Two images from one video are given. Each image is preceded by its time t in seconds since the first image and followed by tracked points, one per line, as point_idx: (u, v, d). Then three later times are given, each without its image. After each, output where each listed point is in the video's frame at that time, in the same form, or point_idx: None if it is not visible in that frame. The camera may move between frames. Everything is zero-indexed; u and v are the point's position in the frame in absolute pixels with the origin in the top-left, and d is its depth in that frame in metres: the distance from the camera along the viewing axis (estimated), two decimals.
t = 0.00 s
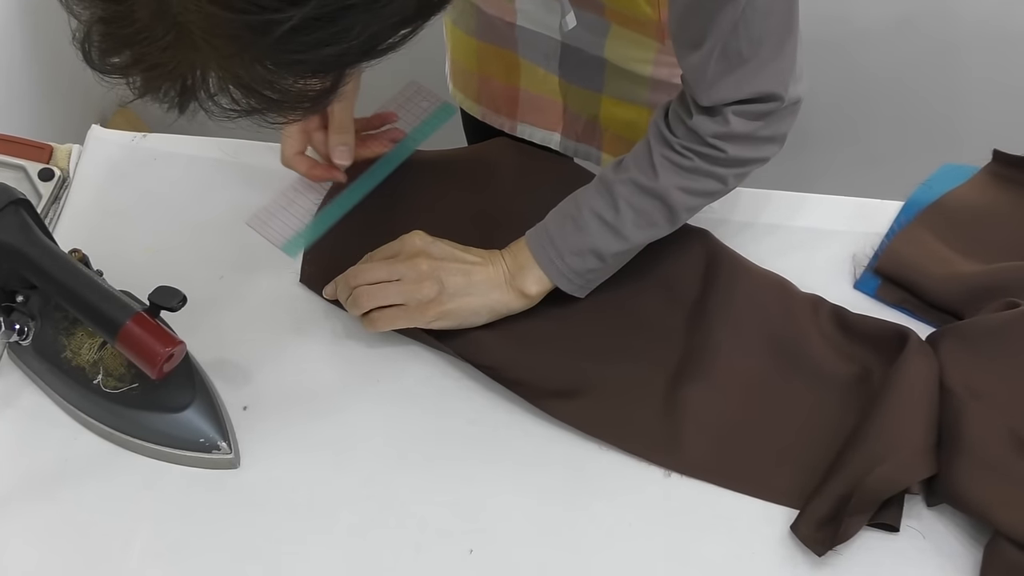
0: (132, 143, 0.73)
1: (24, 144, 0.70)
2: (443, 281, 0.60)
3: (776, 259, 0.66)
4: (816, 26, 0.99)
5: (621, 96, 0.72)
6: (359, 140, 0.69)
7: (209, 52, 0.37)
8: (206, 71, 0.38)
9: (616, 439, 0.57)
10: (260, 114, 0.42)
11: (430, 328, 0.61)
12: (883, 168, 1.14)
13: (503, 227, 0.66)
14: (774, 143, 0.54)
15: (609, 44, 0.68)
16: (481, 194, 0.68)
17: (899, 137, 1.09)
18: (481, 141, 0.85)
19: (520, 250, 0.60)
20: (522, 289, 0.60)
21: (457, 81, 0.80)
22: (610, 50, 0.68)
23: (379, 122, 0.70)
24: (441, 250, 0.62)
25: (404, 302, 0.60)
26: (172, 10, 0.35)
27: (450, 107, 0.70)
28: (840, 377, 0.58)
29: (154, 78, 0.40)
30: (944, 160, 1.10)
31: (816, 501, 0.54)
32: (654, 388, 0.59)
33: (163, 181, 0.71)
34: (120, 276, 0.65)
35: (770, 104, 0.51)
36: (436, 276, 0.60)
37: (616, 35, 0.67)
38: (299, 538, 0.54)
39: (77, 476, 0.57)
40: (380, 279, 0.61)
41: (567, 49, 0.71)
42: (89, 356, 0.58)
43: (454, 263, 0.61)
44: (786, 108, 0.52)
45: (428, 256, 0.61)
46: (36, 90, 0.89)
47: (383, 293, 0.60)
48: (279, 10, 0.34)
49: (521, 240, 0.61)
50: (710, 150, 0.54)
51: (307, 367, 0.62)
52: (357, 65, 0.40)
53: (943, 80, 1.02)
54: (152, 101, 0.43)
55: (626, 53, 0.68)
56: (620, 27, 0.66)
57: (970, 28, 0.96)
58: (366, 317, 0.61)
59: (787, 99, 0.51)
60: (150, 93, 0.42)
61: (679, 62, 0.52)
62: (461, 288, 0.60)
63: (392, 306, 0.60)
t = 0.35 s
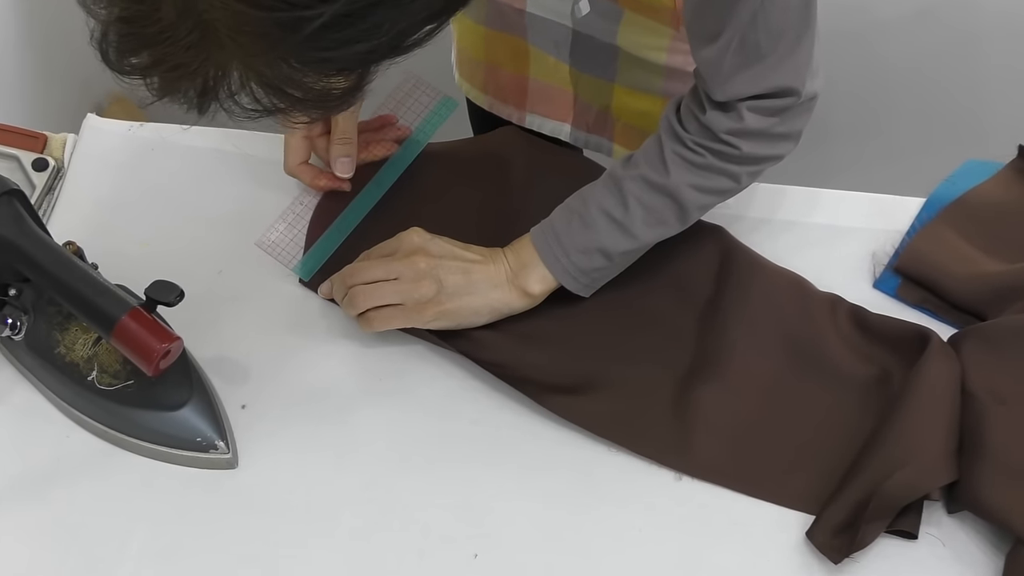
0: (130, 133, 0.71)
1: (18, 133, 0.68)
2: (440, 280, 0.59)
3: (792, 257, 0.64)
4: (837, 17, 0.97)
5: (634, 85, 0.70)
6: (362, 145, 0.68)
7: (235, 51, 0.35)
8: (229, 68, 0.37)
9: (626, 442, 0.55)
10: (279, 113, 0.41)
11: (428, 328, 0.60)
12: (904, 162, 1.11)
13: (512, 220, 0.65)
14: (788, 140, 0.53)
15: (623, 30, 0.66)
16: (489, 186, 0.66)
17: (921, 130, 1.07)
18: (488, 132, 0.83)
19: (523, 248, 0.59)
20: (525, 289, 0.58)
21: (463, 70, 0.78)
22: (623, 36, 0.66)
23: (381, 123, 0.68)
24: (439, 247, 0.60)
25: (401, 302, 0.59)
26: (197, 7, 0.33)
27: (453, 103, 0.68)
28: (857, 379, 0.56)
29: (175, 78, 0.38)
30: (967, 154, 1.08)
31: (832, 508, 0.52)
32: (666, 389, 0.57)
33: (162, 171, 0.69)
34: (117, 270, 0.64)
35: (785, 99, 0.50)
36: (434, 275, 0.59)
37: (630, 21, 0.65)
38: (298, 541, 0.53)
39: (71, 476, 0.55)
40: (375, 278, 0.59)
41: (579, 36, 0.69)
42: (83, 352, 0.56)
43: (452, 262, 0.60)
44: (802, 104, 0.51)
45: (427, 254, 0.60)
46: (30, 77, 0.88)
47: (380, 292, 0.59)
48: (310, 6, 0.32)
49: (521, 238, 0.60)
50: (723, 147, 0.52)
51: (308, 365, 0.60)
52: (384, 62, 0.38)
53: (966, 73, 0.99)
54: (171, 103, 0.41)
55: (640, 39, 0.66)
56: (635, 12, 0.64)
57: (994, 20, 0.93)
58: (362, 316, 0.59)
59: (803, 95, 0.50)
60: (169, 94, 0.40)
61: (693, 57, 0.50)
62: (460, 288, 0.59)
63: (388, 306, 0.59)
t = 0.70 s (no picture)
0: (130, 118, 0.69)
1: (14, 116, 0.67)
2: (446, 275, 0.57)
3: (811, 251, 0.62)
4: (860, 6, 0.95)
5: (648, 74, 0.68)
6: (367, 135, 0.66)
7: (245, 48, 0.34)
8: (238, 65, 0.35)
9: (638, 441, 0.54)
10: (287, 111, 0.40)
11: (433, 323, 0.58)
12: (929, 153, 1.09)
13: (522, 211, 0.63)
14: (810, 133, 0.51)
15: (637, 16, 0.64)
16: (499, 175, 0.65)
17: (947, 121, 1.05)
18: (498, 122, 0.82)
19: (533, 242, 0.57)
20: (535, 284, 0.56)
21: (473, 57, 0.77)
22: (638, 23, 0.65)
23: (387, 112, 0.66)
24: (443, 241, 0.59)
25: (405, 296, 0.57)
26: (206, 3, 0.32)
27: (460, 88, 0.67)
28: (878, 378, 0.54)
29: (182, 76, 0.37)
30: (993, 147, 1.06)
31: (851, 511, 0.50)
32: (680, 387, 0.55)
33: (163, 158, 0.68)
34: (117, 259, 0.62)
35: (807, 91, 0.48)
36: (439, 270, 0.57)
37: (645, 7, 0.63)
38: (299, 540, 0.51)
39: (67, 471, 0.54)
40: (379, 272, 0.58)
41: (593, 23, 0.67)
42: (80, 343, 0.54)
43: (456, 256, 0.58)
44: (825, 96, 0.48)
45: (432, 247, 0.58)
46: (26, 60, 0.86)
47: (385, 287, 0.57)
48: (321, 3, 0.32)
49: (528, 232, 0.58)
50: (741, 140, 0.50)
51: (311, 359, 0.58)
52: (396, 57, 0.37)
53: (993, 65, 0.97)
54: (178, 100, 0.40)
55: (655, 26, 0.64)
56: None
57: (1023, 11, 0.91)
58: (365, 311, 0.58)
59: (825, 87, 0.48)
60: (175, 91, 0.39)
61: (712, 48, 0.48)
62: (466, 283, 0.57)
63: (392, 299, 0.57)
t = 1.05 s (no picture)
0: (129, 108, 0.68)
1: (11, 106, 0.65)
2: (452, 274, 0.56)
3: (832, 251, 0.60)
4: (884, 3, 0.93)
5: (664, 68, 0.66)
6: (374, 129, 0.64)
7: (244, 45, 0.33)
8: (238, 62, 0.34)
9: (650, 447, 0.52)
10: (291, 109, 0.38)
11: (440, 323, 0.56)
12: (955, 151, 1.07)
13: (533, 208, 0.61)
14: (832, 132, 0.48)
15: (651, 9, 0.63)
16: (509, 170, 0.63)
17: (975, 119, 1.02)
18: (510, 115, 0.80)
19: (544, 240, 0.55)
20: (545, 283, 0.55)
21: (483, 48, 0.75)
22: (652, 16, 0.63)
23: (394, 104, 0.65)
24: (450, 239, 0.57)
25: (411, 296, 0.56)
26: None
27: (468, 79, 0.65)
28: (900, 384, 0.52)
29: (181, 72, 0.35)
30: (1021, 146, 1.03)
31: (870, 522, 0.49)
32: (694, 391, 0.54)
33: (164, 150, 0.66)
34: (116, 255, 0.61)
35: (827, 89, 0.45)
36: (445, 270, 0.56)
37: None
38: (299, 546, 0.50)
39: (61, 472, 0.52)
40: (384, 272, 0.56)
41: (605, 16, 0.65)
42: (76, 341, 0.53)
43: (464, 254, 0.56)
44: (846, 93, 0.46)
45: (438, 246, 0.57)
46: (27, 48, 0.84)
47: (389, 288, 0.55)
48: None
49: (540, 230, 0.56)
50: (758, 139, 0.48)
51: (314, 358, 0.57)
52: (401, 54, 0.36)
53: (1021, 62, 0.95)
54: (177, 97, 0.38)
55: (670, 18, 0.62)
56: None
57: None
58: (369, 310, 0.56)
59: (847, 84, 0.45)
60: (174, 88, 0.37)
61: (729, 42, 0.46)
62: (474, 283, 0.55)
63: (398, 299, 0.56)
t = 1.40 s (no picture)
0: (132, 99, 0.66)
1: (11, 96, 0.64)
2: (462, 274, 0.54)
3: (856, 253, 0.59)
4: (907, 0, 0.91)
5: (680, 61, 0.65)
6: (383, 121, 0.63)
7: (245, 38, 0.31)
8: (239, 54, 0.32)
9: (665, 453, 0.50)
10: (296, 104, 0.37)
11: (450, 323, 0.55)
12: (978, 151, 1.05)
13: (546, 205, 0.60)
14: (856, 130, 0.47)
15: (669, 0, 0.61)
16: (522, 165, 0.61)
17: (998, 118, 1.00)
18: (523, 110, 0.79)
19: (557, 238, 0.54)
20: (558, 284, 0.53)
21: (496, 39, 0.74)
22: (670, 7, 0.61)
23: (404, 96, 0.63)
24: (461, 237, 0.55)
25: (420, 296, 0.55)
26: None
27: (480, 70, 0.63)
28: (924, 391, 0.50)
29: (181, 65, 0.34)
30: None
31: (891, 533, 0.47)
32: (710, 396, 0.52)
33: (167, 142, 0.65)
34: (119, 250, 0.60)
35: (851, 86, 0.44)
36: (455, 269, 0.54)
37: None
38: (301, 552, 0.48)
39: (58, 471, 0.51)
40: (392, 270, 0.55)
41: (621, 9, 0.64)
42: (75, 338, 0.51)
43: (475, 253, 0.55)
44: (871, 91, 0.44)
45: (448, 244, 0.55)
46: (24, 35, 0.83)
47: (397, 287, 0.54)
48: None
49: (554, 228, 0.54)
50: (779, 136, 0.46)
51: (319, 357, 0.55)
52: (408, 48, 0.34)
53: None
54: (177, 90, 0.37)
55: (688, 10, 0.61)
56: None
57: None
58: (378, 309, 0.55)
59: (872, 81, 0.43)
60: (174, 81, 0.36)
61: (749, 36, 0.44)
62: (485, 282, 0.54)
63: (407, 299, 0.55)
